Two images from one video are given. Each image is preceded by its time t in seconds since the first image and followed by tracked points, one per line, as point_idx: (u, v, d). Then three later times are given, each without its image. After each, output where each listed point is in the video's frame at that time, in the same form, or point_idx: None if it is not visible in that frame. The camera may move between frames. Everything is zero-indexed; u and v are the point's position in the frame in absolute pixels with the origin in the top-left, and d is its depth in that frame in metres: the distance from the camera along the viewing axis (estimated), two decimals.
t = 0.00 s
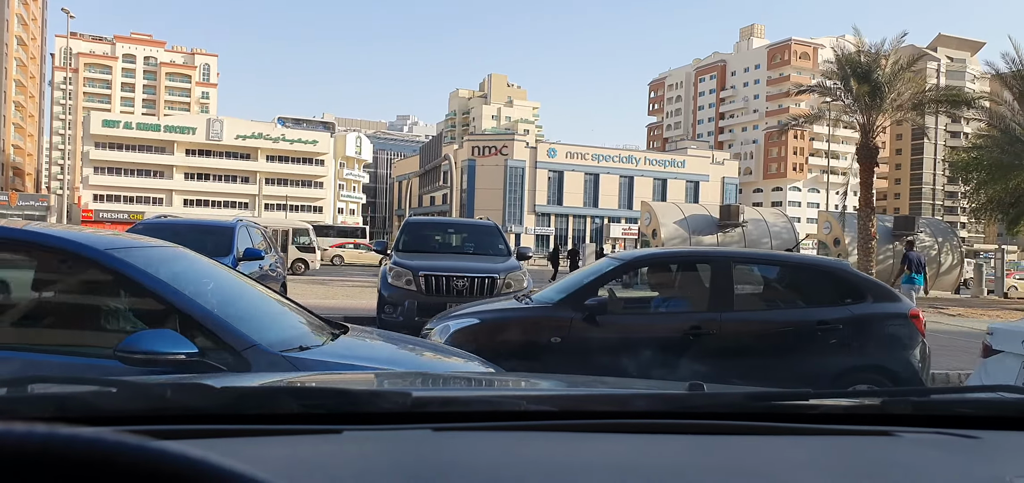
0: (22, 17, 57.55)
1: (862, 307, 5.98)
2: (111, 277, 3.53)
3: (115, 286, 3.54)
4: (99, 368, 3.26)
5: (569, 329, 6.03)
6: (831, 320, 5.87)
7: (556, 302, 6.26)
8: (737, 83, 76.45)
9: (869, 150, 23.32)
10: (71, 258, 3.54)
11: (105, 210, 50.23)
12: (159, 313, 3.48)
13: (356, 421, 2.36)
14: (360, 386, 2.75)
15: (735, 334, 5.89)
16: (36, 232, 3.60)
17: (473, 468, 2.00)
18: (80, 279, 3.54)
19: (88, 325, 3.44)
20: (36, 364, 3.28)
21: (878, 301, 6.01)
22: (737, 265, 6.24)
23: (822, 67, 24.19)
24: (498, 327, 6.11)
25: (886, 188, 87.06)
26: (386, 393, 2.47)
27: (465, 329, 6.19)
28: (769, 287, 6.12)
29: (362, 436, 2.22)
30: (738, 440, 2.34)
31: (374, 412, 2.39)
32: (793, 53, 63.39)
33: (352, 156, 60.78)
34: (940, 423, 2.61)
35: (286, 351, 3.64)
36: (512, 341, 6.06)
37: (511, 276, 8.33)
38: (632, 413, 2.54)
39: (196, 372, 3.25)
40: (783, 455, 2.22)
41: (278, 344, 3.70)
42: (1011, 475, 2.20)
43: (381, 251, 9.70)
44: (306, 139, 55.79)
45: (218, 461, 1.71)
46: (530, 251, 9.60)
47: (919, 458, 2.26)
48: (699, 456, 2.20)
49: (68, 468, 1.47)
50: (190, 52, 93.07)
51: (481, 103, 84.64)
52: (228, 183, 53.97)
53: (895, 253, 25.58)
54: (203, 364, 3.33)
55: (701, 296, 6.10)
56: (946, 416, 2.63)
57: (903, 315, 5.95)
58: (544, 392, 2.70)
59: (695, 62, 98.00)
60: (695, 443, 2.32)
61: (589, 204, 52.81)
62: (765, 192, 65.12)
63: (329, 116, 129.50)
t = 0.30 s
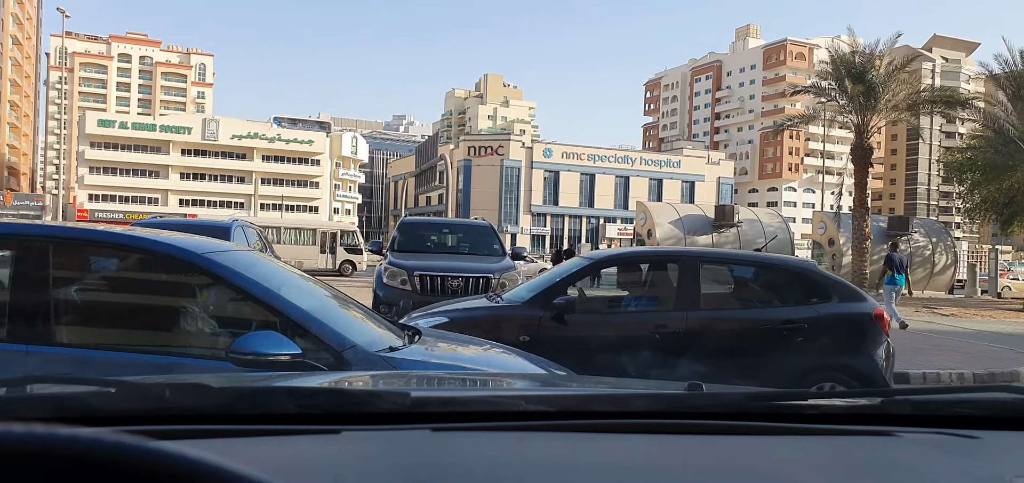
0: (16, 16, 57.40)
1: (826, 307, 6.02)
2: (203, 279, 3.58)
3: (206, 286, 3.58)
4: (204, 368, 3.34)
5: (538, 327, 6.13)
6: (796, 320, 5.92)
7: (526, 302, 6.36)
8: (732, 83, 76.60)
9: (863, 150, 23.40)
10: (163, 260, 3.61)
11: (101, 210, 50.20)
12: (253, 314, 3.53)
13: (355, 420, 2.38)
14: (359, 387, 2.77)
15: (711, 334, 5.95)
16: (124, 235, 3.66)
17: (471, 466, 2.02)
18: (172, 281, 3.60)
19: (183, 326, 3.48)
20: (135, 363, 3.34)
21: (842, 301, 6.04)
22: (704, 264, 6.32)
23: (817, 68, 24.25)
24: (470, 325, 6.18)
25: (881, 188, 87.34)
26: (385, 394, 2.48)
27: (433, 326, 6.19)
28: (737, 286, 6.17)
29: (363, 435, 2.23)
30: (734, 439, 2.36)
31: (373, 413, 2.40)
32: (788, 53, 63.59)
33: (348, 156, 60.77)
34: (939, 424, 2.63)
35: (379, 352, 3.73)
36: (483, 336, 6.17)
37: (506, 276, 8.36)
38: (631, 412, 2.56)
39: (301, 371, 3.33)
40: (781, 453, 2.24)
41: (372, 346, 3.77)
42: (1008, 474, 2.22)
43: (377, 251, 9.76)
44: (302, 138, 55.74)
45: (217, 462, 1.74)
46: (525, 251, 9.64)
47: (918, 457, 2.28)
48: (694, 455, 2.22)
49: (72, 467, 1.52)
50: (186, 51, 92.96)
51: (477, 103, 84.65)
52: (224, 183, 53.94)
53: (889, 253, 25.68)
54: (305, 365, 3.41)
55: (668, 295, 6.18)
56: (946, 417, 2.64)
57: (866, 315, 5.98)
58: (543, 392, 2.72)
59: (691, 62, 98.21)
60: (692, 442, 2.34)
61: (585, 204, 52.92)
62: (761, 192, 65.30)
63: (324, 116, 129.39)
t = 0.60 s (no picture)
0: (14, 15, 57.29)
1: (791, 305, 6.05)
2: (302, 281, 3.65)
3: (309, 286, 3.65)
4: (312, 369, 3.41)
5: (507, 324, 6.13)
6: (761, 318, 5.96)
7: (494, 300, 6.35)
8: (730, 83, 76.66)
9: (860, 150, 23.44)
10: (262, 264, 3.70)
11: (98, 210, 50.16)
12: (350, 315, 3.59)
13: (356, 420, 2.39)
14: (360, 385, 2.78)
15: (709, 333, 5.99)
16: (225, 240, 3.74)
17: (472, 467, 2.03)
18: (269, 283, 3.67)
19: (278, 326, 3.56)
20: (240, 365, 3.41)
21: (808, 300, 6.06)
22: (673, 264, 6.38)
23: (814, 68, 24.27)
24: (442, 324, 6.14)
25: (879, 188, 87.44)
26: (386, 393, 2.48)
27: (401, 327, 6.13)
28: (706, 285, 6.20)
29: (364, 435, 2.25)
30: (735, 438, 2.38)
31: (373, 412, 2.41)
32: (786, 53, 63.66)
33: (346, 155, 60.72)
34: (941, 423, 2.65)
35: (471, 353, 3.77)
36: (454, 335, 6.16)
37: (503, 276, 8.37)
38: (631, 412, 2.57)
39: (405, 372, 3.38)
40: (782, 453, 2.26)
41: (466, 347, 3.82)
42: (1010, 474, 2.23)
43: (374, 251, 9.79)
44: (300, 138, 55.66)
45: (216, 461, 1.75)
46: (522, 251, 9.65)
47: (919, 456, 2.30)
48: (696, 455, 2.23)
49: (72, 467, 1.53)
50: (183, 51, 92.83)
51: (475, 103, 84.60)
52: (221, 183, 53.88)
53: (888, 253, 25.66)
54: (406, 365, 3.46)
55: (637, 295, 6.24)
56: (947, 417, 2.66)
57: (834, 314, 6.00)
58: (542, 392, 2.73)
59: (689, 62, 98.30)
60: (695, 441, 2.36)
61: (583, 203, 52.96)
62: (759, 192, 65.34)
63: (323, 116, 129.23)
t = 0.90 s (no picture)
0: (10, 16, 57.16)
1: (756, 304, 6.12)
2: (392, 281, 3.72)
3: (401, 288, 3.71)
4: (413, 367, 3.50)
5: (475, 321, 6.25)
6: (726, 316, 6.06)
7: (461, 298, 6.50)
8: (727, 84, 76.88)
9: (856, 151, 23.50)
10: (352, 265, 3.75)
11: (95, 210, 50.24)
12: (437, 315, 3.65)
13: (357, 420, 2.42)
14: (361, 385, 2.81)
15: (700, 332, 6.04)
16: (308, 243, 3.79)
17: (472, 467, 2.06)
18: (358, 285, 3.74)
19: (362, 327, 3.62)
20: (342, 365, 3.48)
21: (771, 299, 6.13)
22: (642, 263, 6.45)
23: (810, 69, 24.31)
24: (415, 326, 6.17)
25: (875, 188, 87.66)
26: (385, 393, 2.51)
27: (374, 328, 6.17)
28: (674, 283, 6.27)
29: (364, 435, 2.27)
30: (733, 437, 2.41)
31: (373, 412, 2.43)
32: (783, 54, 63.84)
33: (343, 156, 60.77)
34: (939, 424, 2.68)
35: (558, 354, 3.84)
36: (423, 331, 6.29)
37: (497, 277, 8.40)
38: (631, 413, 2.60)
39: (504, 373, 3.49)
40: (779, 454, 2.29)
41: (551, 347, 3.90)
42: (1008, 474, 2.26)
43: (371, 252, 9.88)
44: (296, 138, 55.67)
45: (219, 463, 1.79)
46: (519, 251, 9.70)
47: (916, 456, 2.34)
48: (691, 453, 2.26)
49: (75, 469, 1.56)
50: (180, 51, 92.72)
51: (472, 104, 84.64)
52: (218, 184, 53.85)
53: (883, 253, 25.76)
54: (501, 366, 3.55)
55: (607, 293, 6.31)
56: (946, 417, 2.69)
57: (798, 313, 6.08)
58: (543, 392, 2.76)
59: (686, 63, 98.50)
60: (693, 441, 2.37)
61: (580, 204, 53.09)
62: (755, 193, 65.52)
63: (319, 117, 129.24)
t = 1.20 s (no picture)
0: (7, 15, 57.02)
1: (724, 303, 6.61)
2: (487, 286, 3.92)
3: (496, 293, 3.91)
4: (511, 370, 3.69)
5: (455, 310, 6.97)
6: (694, 314, 6.56)
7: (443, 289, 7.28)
8: (725, 84, 76.97)
9: (853, 151, 23.55)
10: (445, 270, 3.95)
11: (93, 209, 50.23)
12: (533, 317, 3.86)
13: (358, 419, 2.44)
14: (363, 385, 2.83)
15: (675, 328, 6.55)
16: (402, 245, 3.96)
17: (474, 468, 2.07)
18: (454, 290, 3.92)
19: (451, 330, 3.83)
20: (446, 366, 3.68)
21: (740, 297, 6.62)
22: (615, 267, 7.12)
23: (807, 69, 24.32)
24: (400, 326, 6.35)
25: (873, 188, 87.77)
26: (385, 392, 2.53)
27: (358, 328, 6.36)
28: (650, 282, 6.80)
29: (364, 434, 2.29)
30: (730, 439, 2.43)
31: (372, 411, 2.45)
32: (781, 54, 63.89)
33: (341, 155, 60.74)
34: (939, 423, 2.70)
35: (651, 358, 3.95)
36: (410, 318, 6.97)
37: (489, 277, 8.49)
38: (632, 411, 2.60)
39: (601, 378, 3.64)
40: (780, 453, 2.32)
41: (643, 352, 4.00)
42: (1008, 473, 2.29)
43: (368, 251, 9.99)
44: (295, 138, 55.62)
45: (219, 461, 1.81)
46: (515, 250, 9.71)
47: (917, 457, 2.36)
48: (690, 453, 2.28)
49: (75, 469, 1.57)
50: (178, 50, 92.63)
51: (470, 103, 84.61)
52: (216, 183, 53.81)
53: (881, 253, 25.86)
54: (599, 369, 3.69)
55: (583, 293, 6.95)
56: (946, 417, 2.71)
57: (766, 311, 6.55)
58: (543, 392, 2.77)
59: (684, 62, 98.54)
60: (690, 440, 2.39)
61: (579, 204, 53.15)
62: (753, 192, 65.62)
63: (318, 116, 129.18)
